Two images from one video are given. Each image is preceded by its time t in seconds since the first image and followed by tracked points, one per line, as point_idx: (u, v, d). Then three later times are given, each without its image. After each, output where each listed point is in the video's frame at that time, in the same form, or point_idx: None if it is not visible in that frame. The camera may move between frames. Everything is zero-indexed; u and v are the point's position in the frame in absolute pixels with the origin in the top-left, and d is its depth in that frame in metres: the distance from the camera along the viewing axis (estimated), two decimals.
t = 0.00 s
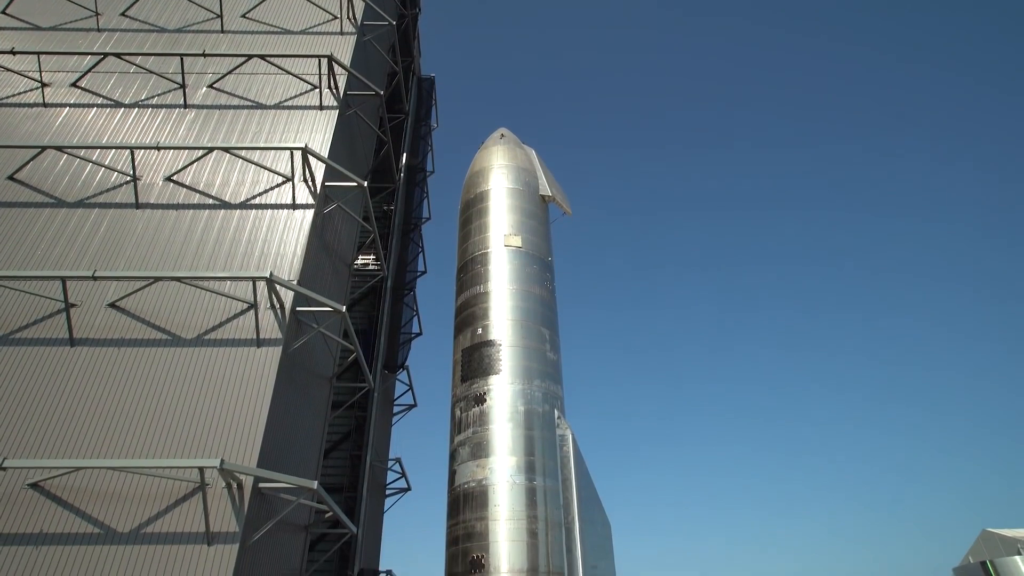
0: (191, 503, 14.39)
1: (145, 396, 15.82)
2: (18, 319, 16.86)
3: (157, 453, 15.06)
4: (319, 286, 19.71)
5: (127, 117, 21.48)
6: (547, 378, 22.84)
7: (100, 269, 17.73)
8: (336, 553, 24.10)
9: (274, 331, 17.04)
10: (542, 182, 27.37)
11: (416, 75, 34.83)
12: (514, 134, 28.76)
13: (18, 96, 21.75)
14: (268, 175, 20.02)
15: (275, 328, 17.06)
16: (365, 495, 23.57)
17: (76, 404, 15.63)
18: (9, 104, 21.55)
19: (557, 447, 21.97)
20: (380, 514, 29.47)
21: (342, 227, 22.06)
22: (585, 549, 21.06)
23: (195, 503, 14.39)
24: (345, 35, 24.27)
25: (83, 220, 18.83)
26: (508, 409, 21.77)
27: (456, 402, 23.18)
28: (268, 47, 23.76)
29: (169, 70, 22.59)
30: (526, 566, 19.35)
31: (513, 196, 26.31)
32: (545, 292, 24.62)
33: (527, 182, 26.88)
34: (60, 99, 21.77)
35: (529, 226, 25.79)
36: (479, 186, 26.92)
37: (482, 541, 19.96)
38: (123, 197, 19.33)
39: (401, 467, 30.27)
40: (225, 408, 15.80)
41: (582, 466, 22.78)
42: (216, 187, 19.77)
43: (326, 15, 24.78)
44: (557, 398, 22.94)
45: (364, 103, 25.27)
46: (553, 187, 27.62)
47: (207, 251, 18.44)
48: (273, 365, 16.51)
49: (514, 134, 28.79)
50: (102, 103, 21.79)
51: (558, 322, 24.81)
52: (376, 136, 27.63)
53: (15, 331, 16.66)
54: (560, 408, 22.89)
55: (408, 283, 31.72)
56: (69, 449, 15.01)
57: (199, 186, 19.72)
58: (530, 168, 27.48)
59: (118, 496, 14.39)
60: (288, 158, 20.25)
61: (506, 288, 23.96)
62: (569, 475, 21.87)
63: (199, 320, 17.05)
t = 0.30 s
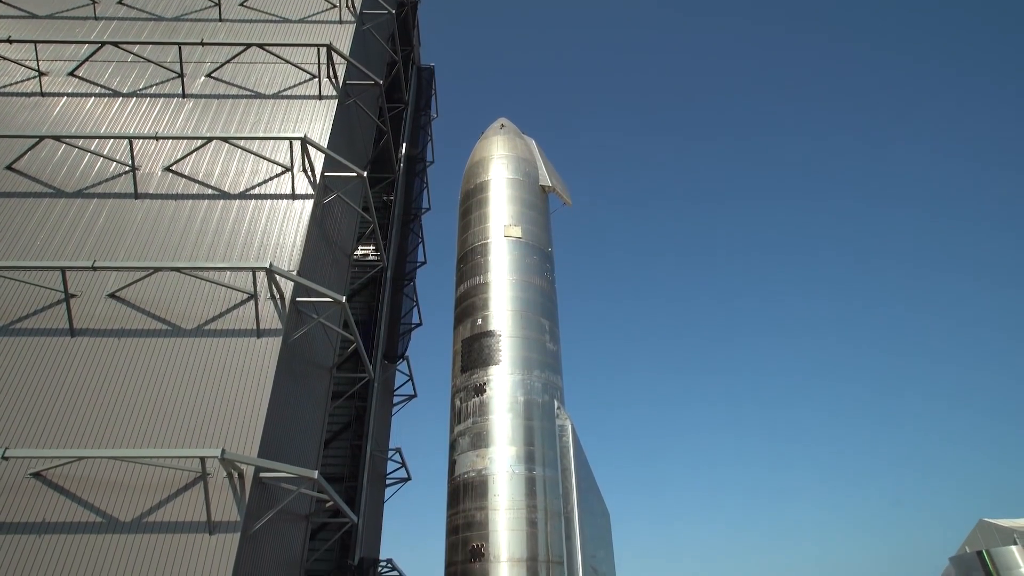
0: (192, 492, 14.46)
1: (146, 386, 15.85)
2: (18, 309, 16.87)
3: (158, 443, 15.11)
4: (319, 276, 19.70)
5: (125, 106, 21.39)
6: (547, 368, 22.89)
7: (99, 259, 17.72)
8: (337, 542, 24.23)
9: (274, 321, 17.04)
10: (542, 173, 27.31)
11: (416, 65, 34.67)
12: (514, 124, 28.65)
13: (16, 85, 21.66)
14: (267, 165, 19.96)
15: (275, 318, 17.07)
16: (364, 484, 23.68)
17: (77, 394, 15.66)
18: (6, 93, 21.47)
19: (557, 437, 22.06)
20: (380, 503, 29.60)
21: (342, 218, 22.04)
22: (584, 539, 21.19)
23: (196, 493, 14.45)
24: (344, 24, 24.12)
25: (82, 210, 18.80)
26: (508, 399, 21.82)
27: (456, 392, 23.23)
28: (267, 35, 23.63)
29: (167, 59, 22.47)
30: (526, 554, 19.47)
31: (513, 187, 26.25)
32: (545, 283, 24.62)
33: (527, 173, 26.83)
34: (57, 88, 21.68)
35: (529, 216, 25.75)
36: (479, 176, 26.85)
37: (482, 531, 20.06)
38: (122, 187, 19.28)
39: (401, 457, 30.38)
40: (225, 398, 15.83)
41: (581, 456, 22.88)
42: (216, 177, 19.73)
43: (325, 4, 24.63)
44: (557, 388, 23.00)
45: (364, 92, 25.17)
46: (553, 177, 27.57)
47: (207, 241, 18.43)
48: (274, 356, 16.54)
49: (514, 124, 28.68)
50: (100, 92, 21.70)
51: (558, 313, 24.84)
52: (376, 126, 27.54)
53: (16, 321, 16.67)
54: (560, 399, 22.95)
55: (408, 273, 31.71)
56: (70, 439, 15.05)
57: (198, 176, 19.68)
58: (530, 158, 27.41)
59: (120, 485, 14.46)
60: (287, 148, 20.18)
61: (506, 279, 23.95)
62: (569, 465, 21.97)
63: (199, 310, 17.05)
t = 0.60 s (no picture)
0: (194, 482, 14.52)
1: (147, 377, 15.88)
2: (18, 300, 16.87)
3: (159, 433, 15.16)
4: (319, 267, 19.69)
5: (123, 96, 21.31)
6: (547, 360, 22.93)
7: (99, 250, 17.72)
8: (338, 532, 24.36)
9: (274, 312, 17.06)
10: (542, 164, 27.26)
11: (416, 55, 34.55)
12: (514, 115, 28.57)
13: (13, 75, 21.57)
14: (266, 155, 19.92)
15: (274, 309, 17.08)
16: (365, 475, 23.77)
17: (77, 385, 15.69)
18: (4, 83, 21.38)
19: (556, 428, 22.13)
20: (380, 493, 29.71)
21: (342, 209, 22.02)
22: (583, 529, 21.30)
23: (197, 483, 14.51)
24: (343, 14, 24.01)
25: (81, 201, 18.77)
26: (508, 390, 21.87)
27: (456, 384, 23.27)
28: (266, 25, 23.52)
29: (165, 49, 22.37)
30: (526, 544, 19.57)
31: (513, 178, 26.20)
32: (545, 274, 24.63)
33: (527, 164, 26.77)
34: (55, 78, 21.59)
35: (529, 207, 25.72)
36: (479, 167, 26.79)
37: (482, 521, 20.16)
38: (121, 177, 19.24)
39: (401, 447, 30.49)
40: (226, 389, 15.87)
41: (581, 447, 22.96)
42: (215, 168, 19.68)
43: None
44: (557, 380, 23.06)
45: (363, 83, 25.09)
46: (552, 169, 27.52)
47: (206, 232, 18.41)
48: (274, 347, 16.55)
49: (514, 115, 28.60)
50: (97, 83, 21.61)
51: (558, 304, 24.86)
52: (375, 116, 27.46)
53: (15, 312, 16.68)
54: (559, 390, 23.02)
55: (407, 264, 31.69)
56: (70, 430, 15.09)
57: (197, 167, 19.63)
58: (530, 149, 27.35)
59: (122, 476, 14.52)
60: (286, 138, 20.12)
61: (506, 270, 23.95)
62: (568, 456, 22.06)
63: (199, 301, 17.06)
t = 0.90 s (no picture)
0: (195, 471, 14.58)
1: (147, 367, 15.91)
2: (18, 290, 16.86)
3: (160, 423, 15.21)
4: (319, 258, 19.68)
5: (121, 85, 21.22)
6: (547, 350, 22.97)
7: (98, 240, 17.70)
8: (339, 521, 24.48)
9: (274, 302, 17.06)
10: (542, 154, 27.20)
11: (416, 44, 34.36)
12: (514, 105, 28.47)
13: (10, 64, 21.45)
14: (266, 145, 19.86)
15: (274, 299, 17.09)
16: (365, 464, 23.88)
17: (78, 375, 15.72)
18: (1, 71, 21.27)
19: (556, 418, 22.21)
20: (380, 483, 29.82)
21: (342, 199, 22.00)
22: (582, 518, 21.42)
23: (199, 472, 14.58)
24: (342, 2, 23.87)
25: (79, 191, 18.72)
26: (508, 380, 21.92)
27: (456, 374, 23.31)
28: (264, 13, 23.38)
29: (163, 38, 22.25)
30: (525, 533, 19.68)
31: (513, 168, 26.14)
32: (545, 264, 24.62)
33: (527, 154, 26.71)
34: (52, 67, 21.48)
35: (529, 198, 25.68)
36: (479, 157, 26.72)
37: (482, 510, 20.25)
38: (120, 167, 19.19)
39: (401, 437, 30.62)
40: (226, 379, 15.90)
41: (580, 437, 23.05)
42: (214, 158, 19.63)
43: None
44: (557, 370, 23.11)
45: (362, 72, 24.97)
46: (552, 159, 27.45)
47: (206, 221, 18.40)
48: (274, 338, 16.57)
49: (514, 105, 28.49)
50: (95, 72, 21.50)
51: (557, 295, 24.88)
52: (374, 106, 27.37)
53: (16, 302, 16.67)
54: (559, 380, 23.08)
55: (407, 255, 31.67)
56: (71, 420, 15.14)
57: (195, 157, 19.57)
58: (531, 139, 27.27)
59: (123, 465, 14.57)
60: (286, 128, 20.06)
61: (506, 261, 23.94)
62: (568, 446, 22.15)
63: (199, 291, 17.06)
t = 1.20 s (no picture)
0: (196, 464, 14.62)
1: (147, 360, 15.92)
2: (18, 283, 16.85)
3: (160, 416, 15.24)
4: (318, 251, 19.68)
5: (119, 78, 21.15)
6: (547, 344, 23.00)
7: (98, 234, 17.69)
8: (338, 514, 24.58)
9: (274, 295, 17.07)
10: (542, 147, 27.15)
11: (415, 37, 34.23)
12: (514, 98, 28.39)
13: (7, 57, 21.37)
14: (265, 138, 19.81)
15: (274, 293, 17.08)
16: (365, 457, 23.93)
17: (78, 369, 15.73)
18: None
19: (556, 412, 22.25)
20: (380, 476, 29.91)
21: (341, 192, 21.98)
22: (582, 511, 21.49)
23: (200, 465, 14.62)
24: None
25: (78, 185, 18.69)
26: (508, 374, 21.95)
27: (456, 367, 23.33)
28: (263, 5, 23.28)
29: (161, 30, 22.16)
30: (525, 526, 19.75)
31: (513, 162, 26.10)
32: (545, 258, 24.63)
33: (527, 147, 26.66)
34: (50, 59, 21.39)
35: (529, 191, 25.64)
36: (479, 151, 26.67)
37: (482, 503, 20.30)
38: (119, 161, 19.15)
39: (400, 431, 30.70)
40: (226, 373, 15.91)
41: (580, 430, 23.11)
42: (213, 151, 19.58)
43: None
44: (556, 364, 23.13)
45: (362, 65, 24.90)
46: (552, 152, 27.40)
47: (206, 214, 18.38)
48: (274, 331, 16.58)
49: (514, 98, 28.42)
50: (93, 64, 21.42)
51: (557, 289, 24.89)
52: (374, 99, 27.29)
53: (16, 296, 16.67)
54: (559, 374, 23.12)
55: (407, 248, 31.65)
56: (71, 413, 15.16)
57: (195, 150, 19.53)
58: (531, 132, 27.22)
59: (124, 458, 14.62)
60: (285, 121, 20.01)
61: (506, 254, 23.93)
62: (568, 439, 22.20)
63: (199, 285, 17.06)
